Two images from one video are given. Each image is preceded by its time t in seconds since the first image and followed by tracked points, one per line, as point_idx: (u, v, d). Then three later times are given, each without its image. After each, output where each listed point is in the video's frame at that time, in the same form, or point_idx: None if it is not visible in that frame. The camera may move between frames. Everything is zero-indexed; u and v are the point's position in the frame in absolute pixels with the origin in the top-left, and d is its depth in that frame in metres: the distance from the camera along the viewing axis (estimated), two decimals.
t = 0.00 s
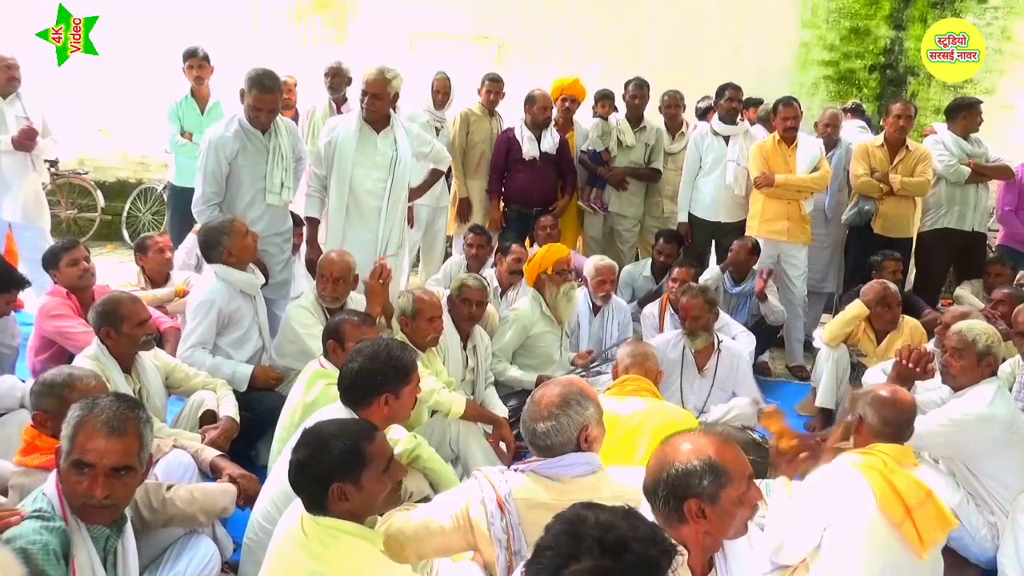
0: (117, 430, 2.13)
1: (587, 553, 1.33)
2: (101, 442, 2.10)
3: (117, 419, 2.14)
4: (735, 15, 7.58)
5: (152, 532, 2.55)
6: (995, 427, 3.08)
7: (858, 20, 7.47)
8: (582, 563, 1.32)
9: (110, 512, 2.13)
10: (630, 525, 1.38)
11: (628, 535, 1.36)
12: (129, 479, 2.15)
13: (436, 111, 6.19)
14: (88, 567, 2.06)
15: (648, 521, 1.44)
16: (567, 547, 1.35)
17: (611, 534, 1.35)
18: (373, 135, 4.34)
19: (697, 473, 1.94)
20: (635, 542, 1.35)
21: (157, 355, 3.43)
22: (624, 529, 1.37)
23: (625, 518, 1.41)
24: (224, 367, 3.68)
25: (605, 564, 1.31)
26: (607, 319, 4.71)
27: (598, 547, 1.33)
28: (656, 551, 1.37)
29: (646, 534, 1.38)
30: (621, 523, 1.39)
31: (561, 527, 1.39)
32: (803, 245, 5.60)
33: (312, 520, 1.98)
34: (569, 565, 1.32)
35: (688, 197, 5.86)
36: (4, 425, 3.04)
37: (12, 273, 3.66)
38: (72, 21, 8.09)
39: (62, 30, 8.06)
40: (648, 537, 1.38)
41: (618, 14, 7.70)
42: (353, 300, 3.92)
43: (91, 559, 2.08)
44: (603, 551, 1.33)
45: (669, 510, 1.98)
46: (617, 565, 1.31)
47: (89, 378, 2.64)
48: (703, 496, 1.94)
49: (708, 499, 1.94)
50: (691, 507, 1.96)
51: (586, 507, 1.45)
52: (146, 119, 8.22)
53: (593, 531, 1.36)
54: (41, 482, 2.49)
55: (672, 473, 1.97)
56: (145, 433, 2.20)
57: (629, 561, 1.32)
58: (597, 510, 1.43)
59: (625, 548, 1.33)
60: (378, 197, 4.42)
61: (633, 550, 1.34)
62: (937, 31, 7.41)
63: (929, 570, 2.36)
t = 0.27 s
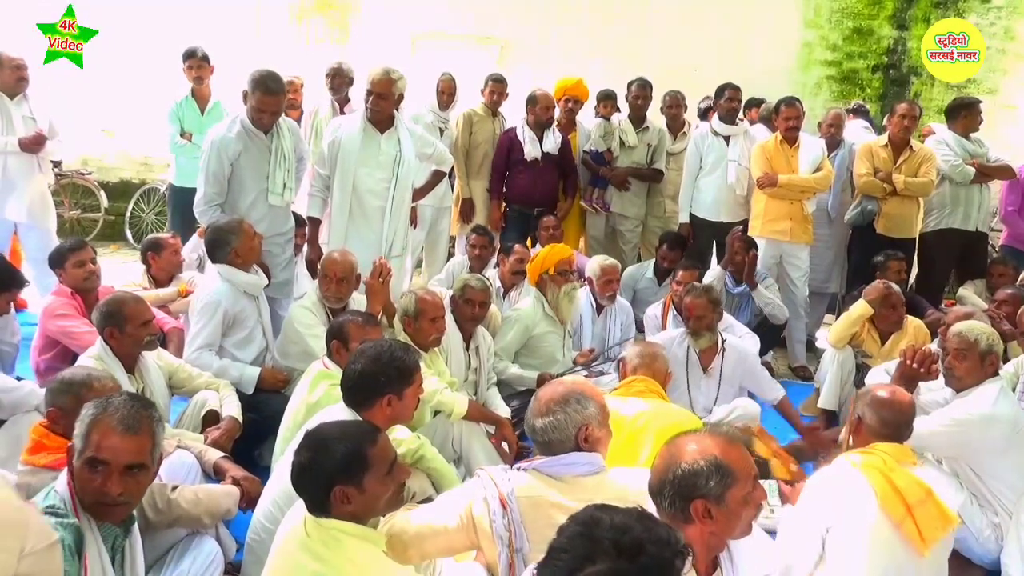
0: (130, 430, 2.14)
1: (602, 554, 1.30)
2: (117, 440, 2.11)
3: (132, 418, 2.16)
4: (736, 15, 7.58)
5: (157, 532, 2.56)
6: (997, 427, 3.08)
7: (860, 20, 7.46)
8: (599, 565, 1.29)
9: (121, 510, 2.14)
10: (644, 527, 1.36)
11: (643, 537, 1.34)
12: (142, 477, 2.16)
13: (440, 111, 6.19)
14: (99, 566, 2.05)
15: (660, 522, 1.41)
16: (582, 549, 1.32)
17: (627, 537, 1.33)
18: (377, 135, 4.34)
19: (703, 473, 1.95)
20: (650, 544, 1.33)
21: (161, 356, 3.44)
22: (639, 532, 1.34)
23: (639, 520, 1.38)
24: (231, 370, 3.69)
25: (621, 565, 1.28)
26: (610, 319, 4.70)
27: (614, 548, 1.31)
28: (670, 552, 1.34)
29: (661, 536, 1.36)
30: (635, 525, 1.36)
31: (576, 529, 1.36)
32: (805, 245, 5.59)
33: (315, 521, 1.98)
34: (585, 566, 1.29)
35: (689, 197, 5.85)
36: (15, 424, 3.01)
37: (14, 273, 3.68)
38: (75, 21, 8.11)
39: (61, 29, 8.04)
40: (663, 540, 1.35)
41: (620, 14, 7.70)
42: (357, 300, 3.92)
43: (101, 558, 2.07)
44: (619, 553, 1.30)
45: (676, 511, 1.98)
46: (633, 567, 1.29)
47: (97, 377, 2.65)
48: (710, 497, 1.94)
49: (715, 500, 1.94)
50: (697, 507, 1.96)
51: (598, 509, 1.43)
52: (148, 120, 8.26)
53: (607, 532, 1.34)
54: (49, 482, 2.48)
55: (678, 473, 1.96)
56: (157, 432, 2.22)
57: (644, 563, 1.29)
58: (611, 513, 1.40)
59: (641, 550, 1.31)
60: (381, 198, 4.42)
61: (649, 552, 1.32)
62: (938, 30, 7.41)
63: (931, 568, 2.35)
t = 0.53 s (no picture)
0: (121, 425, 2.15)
1: (624, 567, 1.26)
2: (106, 436, 2.12)
3: (120, 414, 2.16)
4: (737, 15, 7.58)
5: (158, 532, 2.55)
6: (999, 427, 3.08)
7: (862, 20, 7.46)
8: None
9: (115, 508, 2.14)
10: (666, 537, 1.32)
11: (665, 548, 1.30)
12: (133, 474, 2.16)
13: (443, 111, 6.20)
14: (93, 563, 1.99)
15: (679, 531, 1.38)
16: (604, 560, 1.28)
17: (651, 547, 1.29)
18: (378, 135, 4.34)
19: (705, 471, 1.95)
20: (673, 556, 1.29)
21: (162, 356, 3.44)
22: (661, 543, 1.31)
23: (660, 530, 1.34)
24: (231, 362, 3.73)
25: None
26: (613, 319, 4.69)
27: (637, 559, 1.27)
28: (689, 564, 1.31)
29: (681, 546, 1.32)
30: (657, 535, 1.33)
31: (596, 538, 1.32)
32: (806, 245, 5.59)
33: (317, 521, 1.98)
34: None
35: (687, 198, 5.85)
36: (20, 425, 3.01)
37: (14, 273, 3.69)
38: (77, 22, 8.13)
39: (64, 29, 8.11)
40: (683, 550, 1.32)
41: (621, 14, 7.70)
42: (358, 300, 3.92)
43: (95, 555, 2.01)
44: (642, 565, 1.27)
45: (677, 510, 1.98)
46: None
47: (103, 376, 2.65)
48: (711, 495, 1.95)
49: (716, 497, 1.95)
50: (699, 505, 1.96)
51: (617, 517, 1.39)
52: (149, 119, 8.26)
53: (630, 542, 1.30)
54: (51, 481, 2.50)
55: (679, 472, 1.96)
56: (147, 429, 2.22)
57: None
58: (632, 522, 1.36)
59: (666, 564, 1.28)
60: (382, 197, 4.43)
61: (671, 564, 1.28)
62: (939, 30, 7.40)
63: (932, 569, 2.36)
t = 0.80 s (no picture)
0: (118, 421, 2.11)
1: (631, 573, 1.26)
2: (105, 433, 2.09)
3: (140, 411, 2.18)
4: (738, 15, 7.58)
5: (158, 532, 2.55)
6: (999, 428, 3.08)
7: (862, 20, 7.46)
8: None
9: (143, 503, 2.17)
10: (673, 543, 1.32)
11: (673, 554, 1.30)
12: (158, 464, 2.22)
13: (443, 111, 6.21)
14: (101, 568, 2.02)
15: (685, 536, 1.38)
16: (610, 565, 1.28)
17: (659, 554, 1.29)
18: (377, 136, 4.34)
19: (696, 466, 1.95)
20: (680, 562, 1.29)
21: (163, 356, 3.44)
22: (668, 549, 1.30)
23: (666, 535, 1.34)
24: (239, 344, 3.75)
25: None
26: (614, 320, 4.69)
27: (643, 564, 1.27)
28: (696, 570, 1.31)
29: (687, 552, 1.32)
30: (663, 541, 1.32)
31: (604, 543, 1.32)
32: (806, 246, 5.59)
33: (319, 521, 1.98)
34: None
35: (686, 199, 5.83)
36: (15, 424, 2.94)
37: (14, 273, 3.69)
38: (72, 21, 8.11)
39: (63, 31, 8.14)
40: (691, 555, 1.32)
41: (623, 13, 7.70)
42: (358, 301, 3.92)
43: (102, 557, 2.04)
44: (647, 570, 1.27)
45: (671, 508, 1.98)
46: None
47: (103, 377, 2.66)
48: (702, 489, 1.94)
49: (708, 493, 1.94)
50: (692, 501, 1.96)
51: (622, 522, 1.38)
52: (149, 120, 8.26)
53: (635, 548, 1.30)
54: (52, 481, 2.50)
55: (670, 467, 1.97)
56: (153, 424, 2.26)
57: None
58: (639, 526, 1.36)
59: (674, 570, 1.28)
60: (381, 197, 4.43)
61: (679, 571, 1.28)
62: (938, 30, 7.39)
63: (934, 572, 2.37)
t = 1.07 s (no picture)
0: (135, 417, 2.16)
1: (607, 567, 1.28)
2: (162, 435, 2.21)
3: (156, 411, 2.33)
4: (738, 15, 7.58)
5: (157, 532, 2.55)
6: (1000, 428, 3.07)
7: (863, 21, 7.46)
8: None
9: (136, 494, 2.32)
10: (652, 538, 1.33)
11: (650, 549, 1.31)
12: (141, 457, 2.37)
13: (443, 112, 6.21)
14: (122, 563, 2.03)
15: (666, 532, 1.38)
16: (587, 561, 1.28)
17: (635, 548, 1.29)
18: (375, 137, 4.35)
19: (699, 471, 1.95)
20: (659, 557, 1.30)
21: (164, 357, 3.44)
22: (647, 544, 1.31)
23: (646, 531, 1.35)
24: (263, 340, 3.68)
25: None
26: (616, 321, 4.70)
27: (620, 560, 1.28)
28: (676, 566, 1.31)
29: (667, 547, 1.33)
30: (643, 536, 1.33)
31: (582, 538, 1.33)
32: (807, 247, 5.58)
33: (320, 521, 1.98)
34: None
35: (686, 200, 5.83)
36: (10, 421, 2.93)
37: (14, 273, 3.69)
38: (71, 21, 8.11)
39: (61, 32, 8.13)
40: (670, 550, 1.33)
41: (624, 13, 7.70)
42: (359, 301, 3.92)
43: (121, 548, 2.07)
44: (624, 565, 1.28)
45: (671, 510, 1.98)
46: None
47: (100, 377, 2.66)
48: (705, 494, 1.94)
49: (709, 497, 1.94)
50: (694, 505, 1.96)
51: (603, 518, 1.39)
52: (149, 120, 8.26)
53: (612, 542, 1.31)
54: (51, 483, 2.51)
55: (673, 470, 1.97)
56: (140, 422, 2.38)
57: None
58: (621, 522, 1.37)
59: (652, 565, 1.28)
60: (381, 197, 4.43)
61: (657, 566, 1.29)
62: (938, 30, 7.39)
63: (934, 569, 2.36)
